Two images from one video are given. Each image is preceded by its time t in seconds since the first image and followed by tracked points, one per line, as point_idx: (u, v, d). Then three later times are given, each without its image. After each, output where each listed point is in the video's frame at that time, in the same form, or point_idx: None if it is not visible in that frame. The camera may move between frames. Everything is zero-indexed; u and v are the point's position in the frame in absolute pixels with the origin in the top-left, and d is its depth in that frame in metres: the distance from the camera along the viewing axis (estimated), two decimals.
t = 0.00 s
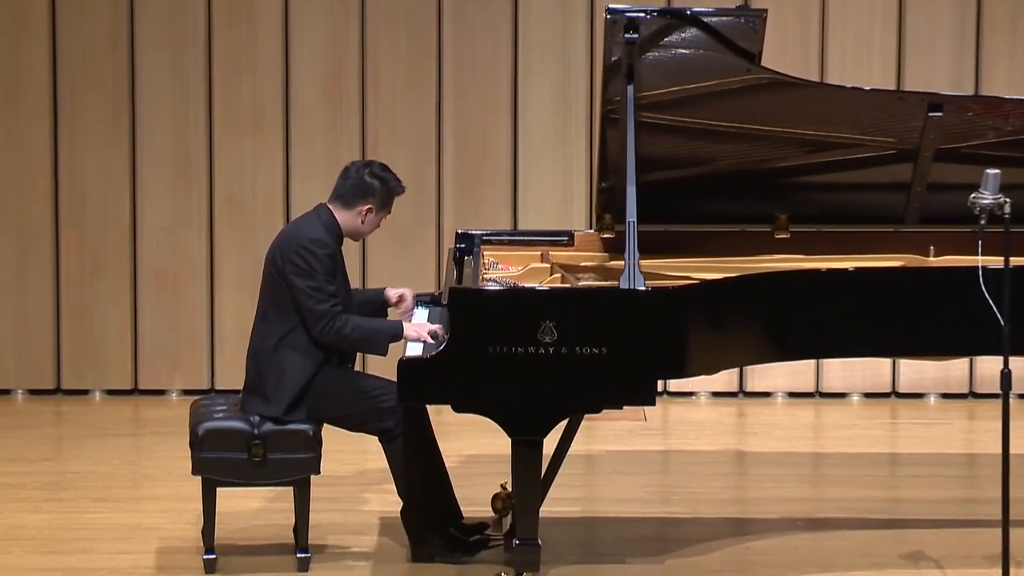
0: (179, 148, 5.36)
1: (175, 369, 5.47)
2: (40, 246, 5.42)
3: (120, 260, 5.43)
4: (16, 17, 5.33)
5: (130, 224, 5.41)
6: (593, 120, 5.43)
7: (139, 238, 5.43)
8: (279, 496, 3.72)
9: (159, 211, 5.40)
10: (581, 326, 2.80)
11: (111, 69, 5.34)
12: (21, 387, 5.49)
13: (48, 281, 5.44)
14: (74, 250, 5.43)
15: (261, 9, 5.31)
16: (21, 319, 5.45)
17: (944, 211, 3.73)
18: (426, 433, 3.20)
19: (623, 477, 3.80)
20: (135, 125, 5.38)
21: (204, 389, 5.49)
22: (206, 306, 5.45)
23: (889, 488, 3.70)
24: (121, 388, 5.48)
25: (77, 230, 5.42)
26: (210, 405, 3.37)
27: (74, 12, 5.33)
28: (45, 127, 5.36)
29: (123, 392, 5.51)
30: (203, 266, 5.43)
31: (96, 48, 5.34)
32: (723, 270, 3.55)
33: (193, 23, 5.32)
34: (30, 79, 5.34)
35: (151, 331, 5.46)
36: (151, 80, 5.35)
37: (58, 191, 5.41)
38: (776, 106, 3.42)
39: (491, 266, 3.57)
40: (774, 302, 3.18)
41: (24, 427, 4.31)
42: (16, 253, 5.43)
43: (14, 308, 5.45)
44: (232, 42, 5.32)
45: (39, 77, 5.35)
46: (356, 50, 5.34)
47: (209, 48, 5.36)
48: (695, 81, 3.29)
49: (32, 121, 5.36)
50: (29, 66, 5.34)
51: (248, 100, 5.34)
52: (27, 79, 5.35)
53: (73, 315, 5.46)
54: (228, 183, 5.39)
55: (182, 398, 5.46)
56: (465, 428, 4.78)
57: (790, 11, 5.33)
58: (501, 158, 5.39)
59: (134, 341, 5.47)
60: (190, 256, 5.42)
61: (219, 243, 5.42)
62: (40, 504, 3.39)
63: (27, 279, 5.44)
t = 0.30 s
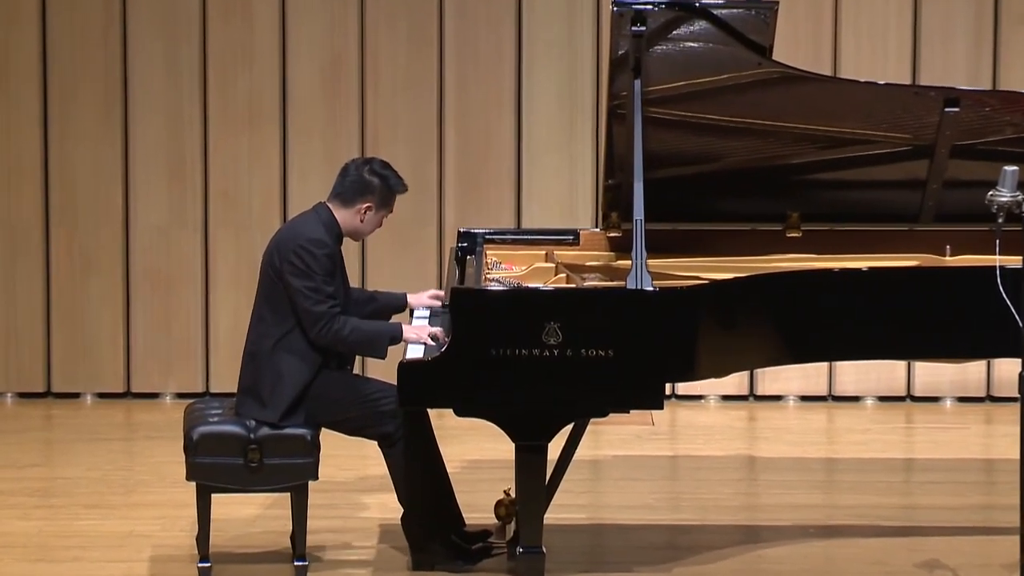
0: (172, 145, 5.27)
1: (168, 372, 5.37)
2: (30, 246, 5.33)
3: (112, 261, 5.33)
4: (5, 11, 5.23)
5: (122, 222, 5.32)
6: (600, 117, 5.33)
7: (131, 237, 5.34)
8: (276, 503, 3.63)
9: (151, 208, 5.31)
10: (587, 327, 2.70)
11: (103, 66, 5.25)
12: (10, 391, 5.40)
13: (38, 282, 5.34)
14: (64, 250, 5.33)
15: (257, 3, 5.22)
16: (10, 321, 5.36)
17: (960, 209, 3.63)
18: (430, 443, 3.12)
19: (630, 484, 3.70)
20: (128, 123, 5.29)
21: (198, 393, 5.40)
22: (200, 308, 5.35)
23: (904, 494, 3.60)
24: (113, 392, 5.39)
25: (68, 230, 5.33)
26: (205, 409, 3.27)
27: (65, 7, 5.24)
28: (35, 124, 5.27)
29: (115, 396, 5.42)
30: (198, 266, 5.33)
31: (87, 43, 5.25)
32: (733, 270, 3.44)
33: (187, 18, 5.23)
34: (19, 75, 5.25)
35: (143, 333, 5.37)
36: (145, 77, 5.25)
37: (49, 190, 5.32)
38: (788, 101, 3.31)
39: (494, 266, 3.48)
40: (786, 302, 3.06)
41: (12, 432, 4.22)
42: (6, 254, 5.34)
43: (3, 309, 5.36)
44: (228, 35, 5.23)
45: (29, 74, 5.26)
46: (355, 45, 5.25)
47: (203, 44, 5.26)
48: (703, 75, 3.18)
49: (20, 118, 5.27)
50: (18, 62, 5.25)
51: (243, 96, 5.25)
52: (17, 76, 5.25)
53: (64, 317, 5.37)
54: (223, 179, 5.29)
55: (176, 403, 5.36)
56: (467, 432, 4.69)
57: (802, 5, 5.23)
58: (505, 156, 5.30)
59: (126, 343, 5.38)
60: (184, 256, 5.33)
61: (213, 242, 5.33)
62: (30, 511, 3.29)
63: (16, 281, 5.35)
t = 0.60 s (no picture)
0: (166, 142, 5.18)
1: (162, 375, 5.28)
2: (20, 245, 5.24)
3: (104, 260, 5.24)
4: None
5: (113, 219, 5.23)
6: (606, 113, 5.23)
7: (122, 234, 5.25)
8: (273, 509, 3.54)
9: (144, 206, 5.22)
10: (593, 328, 2.61)
11: (96, 62, 5.17)
12: None
13: (28, 281, 5.25)
14: (55, 248, 5.24)
15: None
16: None
17: (977, 207, 3.51)
18: (431, 447, 3.01)
19: (637, 490, 3.60)
20: (121, 120, 5.20)
21: (193, 397, 5.31)
22: (195, 308, 5.26)
23: (919, 500, 3.50)
24: (105, 395, 5.29)
25: (59, 229, 5.24)
26: (199, 413, 3.19)
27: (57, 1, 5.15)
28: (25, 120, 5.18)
29: (107, 399, 5.32)
30: (193, 266, 5.24)
31: (78, 37, 5.16)
32: (743, 270, 3.34)
33: (182, 12, 5.14)
34: (9, 71, 5.17)
35: (135, 335, 5.27)
36: (139, 72, 5.17)
37: (40, 189, 5.23)
38: (800, 96, 3.22)
39: (497, 266, 3.39)
40: (799, 303, 2.96)
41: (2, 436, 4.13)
42: None
43: None
44: (224, 28, 5.14)
45: (19, 70, 5.17)
46: (355, 40, 5.16)
47: (198, 38, 5.18)
48: (714, 70, 3.08)
49: (9, 113, 5.18)
50: (8, 58, 5.16)
51: (239, 90, 5.16)
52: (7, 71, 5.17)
53: (55, 317, 5.27)
54: (219, 175, 5.20)
55: (170, 406, 5.27)
56: (470, 437, 4.59)
57: None
58: (509, 153, 5.20)
59: (118, 345, 5.29)
60: (179, 256, 5.24)
61: (208, 241, 5.24)
62: (19, 518, 3.21)
63: (6, 281, 5.26)
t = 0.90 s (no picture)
0: (160, 138, 5.10)
1: (156, 379, 5.19)
2: (10, 245, 5.16)
3: (96, 260, 5.16)
4: None
5: (105, 217, 5.14)
6: (612, 108, 5.14)
7: (115, 232, 5.16)
8: (270, 516, 3.45)
9: (137, 205, 5.13)
10: (599, 329, 2.52)
11: (87, 59, 5.09)
12: None
13: (18, 281, 5.17)
14: (45, 248, 5.16)
15: None
16: None
17: (995, 206, 3.40)
18: (432, 451, 2.95)
19: (645, 496, 3.51)
20: (114, 118, 5.12)
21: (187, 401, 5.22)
22: (190, 308, 5.18)
23: (936, 507, 3.39)
24: (97, 398, 5.21)
25: (50, 228, 5.15)
26: (194, 417, 3.10)
27: None
28: (15, 117, 5.10)
29: (99, 403, 5.24)
30: (187, 266, 5.16)
31: (70, 32, 5.08)
32: (754, 270, 3.25)
33: (176, 5, 5.06)
34: None
35: (128, 337, 5.19)
36: (132, 68, 5.09)
37: (29, 187, 5.14)
38: (812, 91, 3.16)
39: (501, 265, 3.30)
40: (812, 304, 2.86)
41: None
42: None
43: None
44: (220, 21, 5.06)
45: (9, 66, 5.09)
46: (354, 34, 5.08)
47: (193, 32, 5.10)
48: (724, 64, 3.02)
49: None
50: None
51: (236, 85, 5.07)
52: None
53: (47, 318, 5.19)
54: (214, 172, 5.11)
55: (164, 410, 5.18)
56: (473, 442, 4.50)
57: None
58: (512, 150, 5.11)
59: (111, 346, 5.20)
60: (173, 256, 5.15)
61: (203, 240, 5.15)
62: (8, 525, 3.12)
63: None
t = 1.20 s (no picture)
0: (155, 136, 5.02)
1: (150, 382, 5.11)
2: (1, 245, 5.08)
3: (89, 260, 5.08)
4: None
5: (98, 215, 5.07)
6: (620, 105, 5.05)
7: (109, 231, 5.08)
8: (268, 523, 3.37)
9: (130, 204, 5.05)
10: (607, 331, 2.43)
11: (80, 55, 5.01)
12: None
13: (8, 281, 5.09)
14: (36, 248, 5.08)
15: None
16: None
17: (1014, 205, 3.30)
18: (433, 454, 2.87)
19: (653, 503, 3.42)
20: (108, 115, 5.04)
21: (183, 404, 5.15)
22: (185, 309, 5.10)
23: (954, 515, 3.30)
24: (89, 403, 5.13)
25: (41, 226, 5.07)
26: (189, 422, 3.01)
27: None
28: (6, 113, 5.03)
29: (92, 407, 5.16)
30: (182, 266, 5.08)
31: (62, 28, 5.00)
32: (766, 271, 3.15)
33: None
34: None
35: (121, 338, 5.11)
36: (125, 64, 5.01)
37: (20, 185, 5.06)
38: (826, 86, 3.06)
39: (505, 266, 3.21)
40: (825, 306, 2.76)
41: None
42: None
43: None
44: (217, 16, 4.98)
45: None
46: (355, 30, 5.00)
47: (188, 26, 5.02)
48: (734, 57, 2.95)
49: None
50: None
51: (232, 80, 4.99)
52: None
53: (38, 319, 5.11)
54: (210, 170, 5.03)
55: (158, 414, 5.10)
56: (476, 447, 4.42)
57: None
58: (516, 148, 5.03)
59: (104, 348, 5.13)
60: (168, 256, 5.07)
61: (199, 240, 5.07)
62: None
63: None
